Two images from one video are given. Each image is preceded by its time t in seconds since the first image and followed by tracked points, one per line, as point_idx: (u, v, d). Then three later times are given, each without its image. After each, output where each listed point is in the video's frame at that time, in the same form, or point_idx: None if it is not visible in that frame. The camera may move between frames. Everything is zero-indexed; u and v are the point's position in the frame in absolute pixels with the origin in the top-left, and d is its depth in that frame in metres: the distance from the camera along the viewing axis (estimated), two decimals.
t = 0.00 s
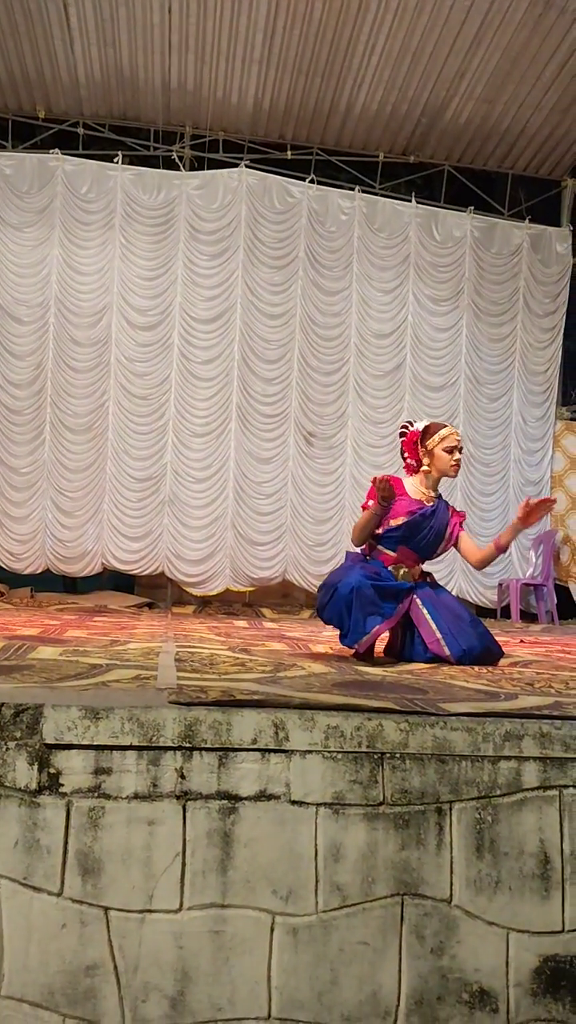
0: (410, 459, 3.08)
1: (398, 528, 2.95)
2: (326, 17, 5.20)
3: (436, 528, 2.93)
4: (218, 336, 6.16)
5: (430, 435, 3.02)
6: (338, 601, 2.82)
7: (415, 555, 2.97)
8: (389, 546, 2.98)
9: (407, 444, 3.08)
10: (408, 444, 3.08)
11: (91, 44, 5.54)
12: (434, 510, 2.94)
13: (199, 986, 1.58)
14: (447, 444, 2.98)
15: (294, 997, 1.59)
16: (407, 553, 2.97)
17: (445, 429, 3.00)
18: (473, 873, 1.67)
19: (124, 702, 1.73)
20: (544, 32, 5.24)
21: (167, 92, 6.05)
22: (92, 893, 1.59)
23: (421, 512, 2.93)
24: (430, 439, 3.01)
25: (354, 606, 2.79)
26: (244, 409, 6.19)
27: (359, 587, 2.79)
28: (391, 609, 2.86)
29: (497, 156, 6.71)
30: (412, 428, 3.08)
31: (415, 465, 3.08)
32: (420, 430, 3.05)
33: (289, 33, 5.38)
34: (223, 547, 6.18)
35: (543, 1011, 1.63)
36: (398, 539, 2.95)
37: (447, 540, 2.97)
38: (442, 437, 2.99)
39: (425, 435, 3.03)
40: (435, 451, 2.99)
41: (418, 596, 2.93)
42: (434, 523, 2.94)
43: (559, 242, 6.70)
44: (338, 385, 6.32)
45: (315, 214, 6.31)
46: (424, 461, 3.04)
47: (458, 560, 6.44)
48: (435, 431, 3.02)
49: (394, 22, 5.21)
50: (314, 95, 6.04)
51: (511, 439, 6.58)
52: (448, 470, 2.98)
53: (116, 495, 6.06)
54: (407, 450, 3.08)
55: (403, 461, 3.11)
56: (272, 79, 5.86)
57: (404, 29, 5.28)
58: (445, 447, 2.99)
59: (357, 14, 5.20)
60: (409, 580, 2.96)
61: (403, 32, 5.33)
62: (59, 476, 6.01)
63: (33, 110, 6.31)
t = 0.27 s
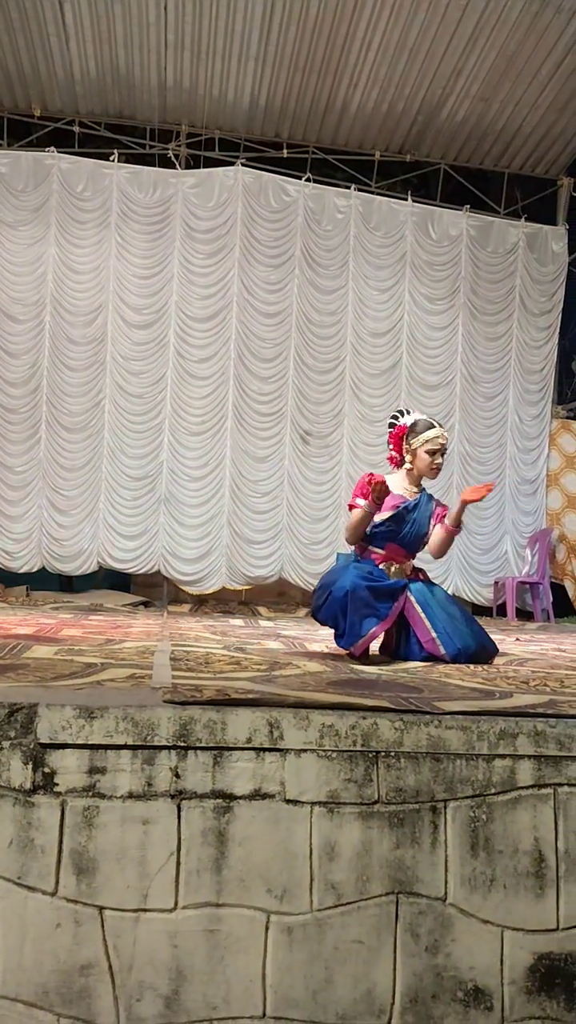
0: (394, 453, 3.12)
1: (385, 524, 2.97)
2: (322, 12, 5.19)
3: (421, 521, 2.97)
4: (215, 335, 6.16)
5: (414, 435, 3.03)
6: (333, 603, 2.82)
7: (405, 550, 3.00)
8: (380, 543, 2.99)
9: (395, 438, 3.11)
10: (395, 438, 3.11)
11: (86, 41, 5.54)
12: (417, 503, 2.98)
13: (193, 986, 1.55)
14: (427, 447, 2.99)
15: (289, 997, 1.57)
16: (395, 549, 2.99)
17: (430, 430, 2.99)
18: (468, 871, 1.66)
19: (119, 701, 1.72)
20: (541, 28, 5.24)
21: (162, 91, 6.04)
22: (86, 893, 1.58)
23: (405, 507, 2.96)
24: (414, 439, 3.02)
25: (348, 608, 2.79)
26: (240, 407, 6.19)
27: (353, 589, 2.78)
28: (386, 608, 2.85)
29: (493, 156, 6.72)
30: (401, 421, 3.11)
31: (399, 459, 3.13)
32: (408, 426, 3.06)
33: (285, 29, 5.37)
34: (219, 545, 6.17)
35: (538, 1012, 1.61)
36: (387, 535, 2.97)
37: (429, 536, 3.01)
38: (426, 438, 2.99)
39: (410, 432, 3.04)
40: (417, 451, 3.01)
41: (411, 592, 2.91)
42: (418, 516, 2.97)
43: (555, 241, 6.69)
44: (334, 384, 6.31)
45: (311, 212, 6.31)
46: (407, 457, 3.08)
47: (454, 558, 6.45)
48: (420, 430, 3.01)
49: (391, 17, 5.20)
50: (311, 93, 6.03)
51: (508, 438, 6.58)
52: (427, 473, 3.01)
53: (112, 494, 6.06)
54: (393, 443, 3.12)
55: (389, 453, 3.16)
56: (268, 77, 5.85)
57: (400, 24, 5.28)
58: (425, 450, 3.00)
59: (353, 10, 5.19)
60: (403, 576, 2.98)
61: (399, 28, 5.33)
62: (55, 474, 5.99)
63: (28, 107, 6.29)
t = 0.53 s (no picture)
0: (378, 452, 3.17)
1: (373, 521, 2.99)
2: (319, 11, 5.19)
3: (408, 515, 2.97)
4: (211, 333, 6.16)
5: (393, 435, 3.05)
6: (326, 604, 2.84)
7: (395, 547, 2.99)
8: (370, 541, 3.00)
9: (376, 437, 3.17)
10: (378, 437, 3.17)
11: (83, 38, 5.52)
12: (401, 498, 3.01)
13: (190, 984, 1.55)
14: (404, 449, 3.00)
15: (285, 995, 1.57)
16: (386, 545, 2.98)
17: (409, 430, 2.99)
18: (464, 870, 1.66)
19: (115, 700, 1.72)
20: (538, 27, 5.24)
21: (159, 88, 6.03)
22: (83, 892, 1.57)
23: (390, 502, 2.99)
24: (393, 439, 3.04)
25: (341, 608, 2.79)
26: (237, 406, 6.19)
27: (345, 589, 2.80)
28: (380, 606, 2.84)
29: (489, 154, 6.72)
30: (384, 420, 3.18)
31: (381, 458, 3.18)
32: (389, 425, 3.08)
33: (282, 27, 5.36)
34: (216, 543, 6.17)
35: (534, 1008, 1.61)
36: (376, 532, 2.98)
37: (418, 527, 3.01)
38: (404, 438, 3.00)
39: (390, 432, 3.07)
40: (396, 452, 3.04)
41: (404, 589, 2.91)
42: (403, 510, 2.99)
43: (551, 239, 6.70)
44: (331, 382, 6.31)
45: (308, 210, 6.31)
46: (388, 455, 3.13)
47: (451, 556, 6.43)
48: (398, 429, 3.03)
49: (388, 15, 5.20)
50: (307, 91, 6.03)
51: (504, 436, 6.59)
52: (405, 473, 3.02)
53: (109, 493, 6.05)
54: (376, 442, 3.17)
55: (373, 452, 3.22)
56: (265, 75, 5.85)
57: (397, 23, 5.28)
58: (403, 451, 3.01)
59: (350, 9, 5.19)
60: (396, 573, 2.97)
61: (396, 27, 5.33)
62: (52, 473, 5.99)
63: (25, 105, 6.27)
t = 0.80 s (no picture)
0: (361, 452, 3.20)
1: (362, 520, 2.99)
2: (316, 9, 5.19)
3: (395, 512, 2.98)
4: (209, 331, 6.15)
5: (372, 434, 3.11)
6: (321, 602, 2.85)
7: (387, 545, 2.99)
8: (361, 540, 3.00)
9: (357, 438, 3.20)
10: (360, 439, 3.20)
11: (80, 36, 5.51)
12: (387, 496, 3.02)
13: (188, 981, 1.55)
14: (381, 447, 3.05)
15: (283, 992, 1.57)
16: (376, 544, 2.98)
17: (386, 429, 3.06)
18: (461, 868, 1.66)
19: (113, 697, 1.72)
20: (535, 25, 5.25)
21: (156, 87, 6.03)
22: (80, 889, 1.57)
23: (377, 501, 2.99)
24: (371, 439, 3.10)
25: (335, 606, 2.80)
26: (235, 404, 6.18)
27: (339, 586, 2.80)
28: (375, 604, 2.84)
29: (487, 152, 6.72)
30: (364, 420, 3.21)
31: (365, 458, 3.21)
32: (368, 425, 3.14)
33: (279, 25, 5.36)
34: (213, 542, 6.17)
35: (530, 1005, 1.62)
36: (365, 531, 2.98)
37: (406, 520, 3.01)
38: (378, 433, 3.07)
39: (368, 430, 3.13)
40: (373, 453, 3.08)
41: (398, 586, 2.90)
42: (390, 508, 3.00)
43: (549, 237, 6.71)
44: (328, 380, 6.31)
45: (305, 209, 6.30)
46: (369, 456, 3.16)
47: (448, 555, 6.44)
48: (374, 425, 3.11)
49: (385, 14, 5.21)
50: (305, 89, 6.02)
51: (502, 434, 6.59)
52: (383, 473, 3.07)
53: (106, 491, 6.05)
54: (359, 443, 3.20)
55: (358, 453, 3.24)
56: (262, 73, 5.85)
57: (395, 21, 5.28)
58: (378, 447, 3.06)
59: (347, 7, 5.19)
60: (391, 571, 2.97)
61: (393, 26, 5.33)
62: (49, 471, 5.98)
63: (22, 103, 6.26)
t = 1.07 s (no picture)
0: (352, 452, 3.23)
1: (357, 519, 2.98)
2: (314, 7, 5.19)
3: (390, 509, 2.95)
4: (206, 330, 6.15)
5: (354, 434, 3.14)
6: (316, 603, 2.87)
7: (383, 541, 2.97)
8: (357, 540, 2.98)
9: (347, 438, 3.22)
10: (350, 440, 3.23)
11: (77, 33, 5.51)
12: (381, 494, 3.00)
13: (186, 979, 1.55)
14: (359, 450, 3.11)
15: (281, 990, 1.57)
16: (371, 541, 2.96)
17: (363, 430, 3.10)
18: (459, 865, 1.66)
19: (111, 696, 1.72)
20: (533, 24, 5.25)
21: (154, 85, 6.02)
22: (79, 887, 1.57)
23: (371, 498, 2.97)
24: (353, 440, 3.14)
25: (331, 605, 2.81)
26: (232, 402, 6.18)
27: (334, 585, 2.82)
28: (371, 604, 2.85)
29: (484, 151, 6.72)
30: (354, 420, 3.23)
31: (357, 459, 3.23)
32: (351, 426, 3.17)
33: (277, 23, 5.36)
34: (211, 540, 6.17)
35: (529, 1003, 1.62)
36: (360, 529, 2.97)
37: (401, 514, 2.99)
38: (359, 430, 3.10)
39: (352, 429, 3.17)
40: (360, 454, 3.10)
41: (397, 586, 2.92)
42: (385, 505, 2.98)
43: (546, 236, 6.72)
44: (325, 379, 6.32)
45: (302, 207, 6.30)
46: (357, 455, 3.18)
47: (446, 555, 6.45)
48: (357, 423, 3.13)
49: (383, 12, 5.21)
50: (302, 88, 6.03)
51: (499, 433, 6.60)
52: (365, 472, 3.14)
53: (103, 490, 6.04)
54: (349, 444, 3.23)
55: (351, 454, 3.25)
56: (260, 71, 5.85)
57: (392, 19, 5.28)
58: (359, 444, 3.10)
59: (345, 5, 5.19)
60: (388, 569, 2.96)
61: (391, 24, 5.34)
62: (47, 470, 5.98)
63: (19, 101, 6.25)
